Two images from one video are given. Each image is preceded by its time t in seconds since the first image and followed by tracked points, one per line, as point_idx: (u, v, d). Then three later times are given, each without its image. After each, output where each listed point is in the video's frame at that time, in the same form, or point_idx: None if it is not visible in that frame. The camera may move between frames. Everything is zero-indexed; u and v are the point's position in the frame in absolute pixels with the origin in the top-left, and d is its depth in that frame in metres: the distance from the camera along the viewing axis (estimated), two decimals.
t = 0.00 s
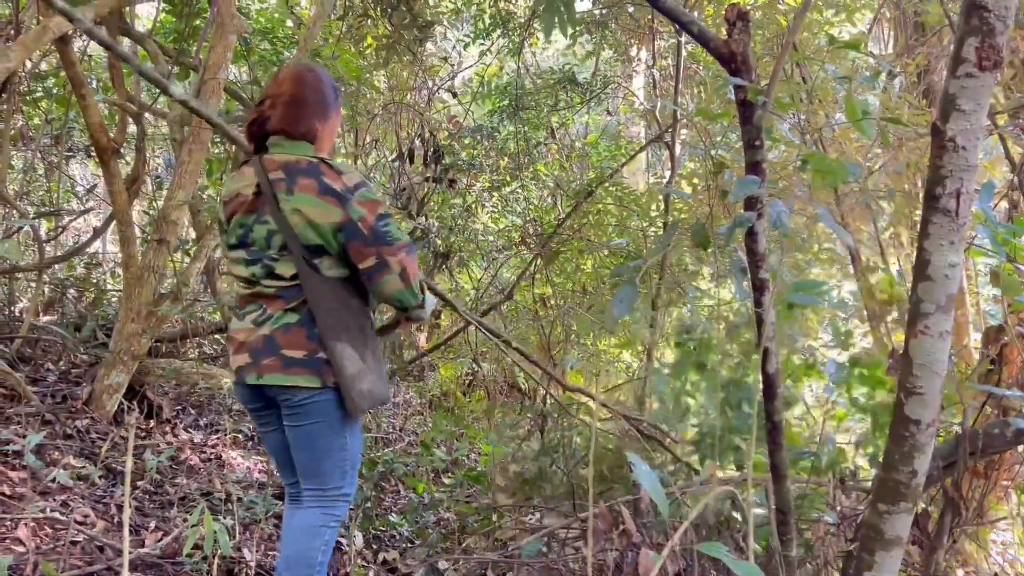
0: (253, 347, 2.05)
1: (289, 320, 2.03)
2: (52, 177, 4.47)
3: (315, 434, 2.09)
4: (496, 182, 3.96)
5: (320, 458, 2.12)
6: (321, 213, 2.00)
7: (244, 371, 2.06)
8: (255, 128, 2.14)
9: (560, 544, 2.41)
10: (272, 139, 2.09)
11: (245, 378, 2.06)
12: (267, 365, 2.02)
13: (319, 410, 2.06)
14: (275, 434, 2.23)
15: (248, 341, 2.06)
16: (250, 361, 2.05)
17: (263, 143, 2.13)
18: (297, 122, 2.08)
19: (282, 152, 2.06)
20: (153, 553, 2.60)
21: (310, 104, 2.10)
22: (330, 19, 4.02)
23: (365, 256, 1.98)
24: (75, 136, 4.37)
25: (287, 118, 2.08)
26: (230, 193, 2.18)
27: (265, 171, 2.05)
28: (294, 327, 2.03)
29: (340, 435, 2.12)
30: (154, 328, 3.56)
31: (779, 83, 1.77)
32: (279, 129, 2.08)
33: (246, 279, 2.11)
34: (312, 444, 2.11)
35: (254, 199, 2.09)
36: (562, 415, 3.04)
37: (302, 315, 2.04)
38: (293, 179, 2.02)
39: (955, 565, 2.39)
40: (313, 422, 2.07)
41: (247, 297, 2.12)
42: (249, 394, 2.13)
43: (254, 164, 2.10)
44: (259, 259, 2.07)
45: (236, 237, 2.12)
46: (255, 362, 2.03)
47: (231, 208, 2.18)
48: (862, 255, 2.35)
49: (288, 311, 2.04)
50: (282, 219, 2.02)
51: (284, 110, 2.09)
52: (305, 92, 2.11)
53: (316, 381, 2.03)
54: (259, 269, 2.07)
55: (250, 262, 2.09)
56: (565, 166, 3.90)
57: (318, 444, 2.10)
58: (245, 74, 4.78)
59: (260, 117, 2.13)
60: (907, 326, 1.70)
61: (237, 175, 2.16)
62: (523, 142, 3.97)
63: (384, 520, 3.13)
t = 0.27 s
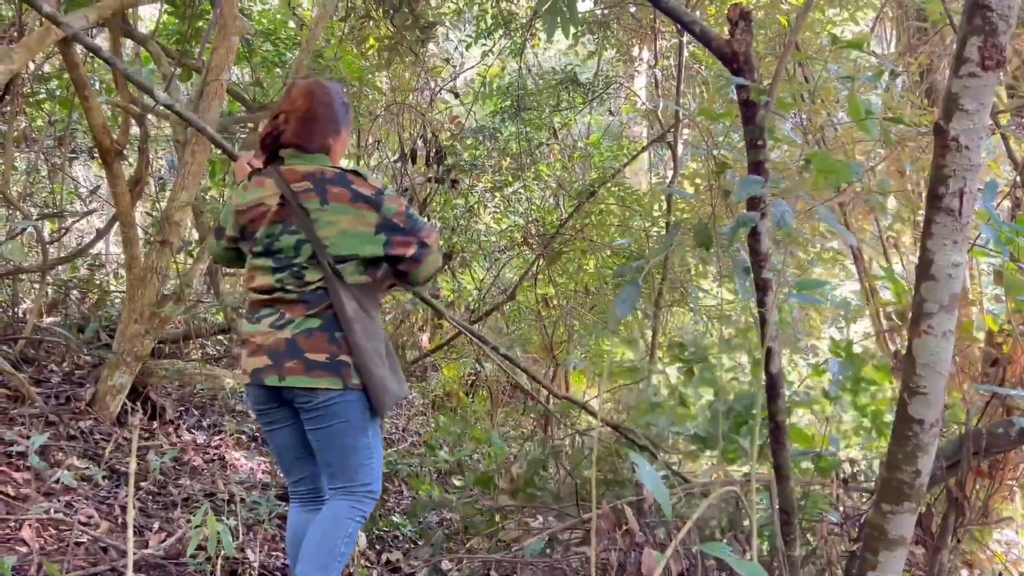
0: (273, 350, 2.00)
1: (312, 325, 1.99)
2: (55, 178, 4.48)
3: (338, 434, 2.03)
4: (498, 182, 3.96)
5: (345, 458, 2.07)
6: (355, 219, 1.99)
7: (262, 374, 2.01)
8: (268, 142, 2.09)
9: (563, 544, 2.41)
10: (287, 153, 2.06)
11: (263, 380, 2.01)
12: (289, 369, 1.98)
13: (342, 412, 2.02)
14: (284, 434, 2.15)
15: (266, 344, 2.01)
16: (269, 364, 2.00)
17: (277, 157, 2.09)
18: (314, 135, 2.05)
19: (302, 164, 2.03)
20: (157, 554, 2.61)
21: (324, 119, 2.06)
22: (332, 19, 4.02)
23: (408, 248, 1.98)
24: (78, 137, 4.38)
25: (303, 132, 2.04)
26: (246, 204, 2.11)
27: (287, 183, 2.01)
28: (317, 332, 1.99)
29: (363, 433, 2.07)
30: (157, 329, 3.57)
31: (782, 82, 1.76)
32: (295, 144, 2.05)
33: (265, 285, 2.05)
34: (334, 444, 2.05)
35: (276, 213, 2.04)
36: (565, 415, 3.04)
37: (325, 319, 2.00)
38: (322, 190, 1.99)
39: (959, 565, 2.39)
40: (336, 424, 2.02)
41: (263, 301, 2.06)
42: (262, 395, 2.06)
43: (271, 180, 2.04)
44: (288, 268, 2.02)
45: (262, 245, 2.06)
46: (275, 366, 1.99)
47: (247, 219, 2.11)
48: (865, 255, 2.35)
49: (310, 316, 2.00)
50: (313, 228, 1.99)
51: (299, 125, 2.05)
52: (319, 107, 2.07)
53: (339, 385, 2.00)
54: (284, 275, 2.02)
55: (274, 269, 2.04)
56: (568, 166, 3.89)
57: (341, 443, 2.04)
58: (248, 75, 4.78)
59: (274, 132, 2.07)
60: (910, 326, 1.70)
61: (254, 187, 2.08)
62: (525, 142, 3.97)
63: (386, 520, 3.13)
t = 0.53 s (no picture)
0: (285, 355, 1.94)
1: (327, 329, 1.95)
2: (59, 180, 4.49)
3: (362, 429, 2.02)
4: (501, 183, 3.96)
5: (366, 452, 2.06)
6: (359, 220, 1.99)
7: (274, 378, 1.95)
8: (272, 151, 2.07)
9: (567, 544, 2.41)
10: (291, 160, 2.04)
11: (276, 385, 1.94)
12: (306, 373, 1.94)
13: (366, 410, 2.01)
14: (293, 434, 2.06)
15: (277, 349, 1.94)
16: (282, 369, 1.94)
17: (281, 165, 2.07)
18: (319, 143, 2.04)
19: (307, 169, 2.01)
20: (161, 555, 2.61)
21: (329, 128, 2.05)
22: (335, 20, 4.03)
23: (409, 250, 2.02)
24: (82, 139, 4.38)
25: (308, 139, 2.02)
26: (245, 208, 2.03)
27: (292, 186, 1.98)
28: (331, 335, 1.95)
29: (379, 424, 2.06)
30: (161, 331, 3.57)
31: (785, 82, 1.75)
32: (300, 152, 2.03)
33: (270, 289, 1.98)
34: (356, 440, 2.03)
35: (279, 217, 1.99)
36: (568, 416, 3.04)
37: (340, 323, 1.96)
38: (328, 191, 1.97)
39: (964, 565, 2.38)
40: (361, 420, 2.01)
41: (267, 305, 1.99)
42: (277, 396, 1.99)
43: (275, 183, 2.00)
44: (295, 268, 1.96)
45: (267, 247, 1.98)
46: (290, 370, 1.93)
47: (245, 223, 2.04)
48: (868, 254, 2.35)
49: (322, 320, 1.95)
50: (318, 227, 1.96)
51: (303, 134, 2.03)
52: (323, 116, 2.05)
53: (358, 387, 1.97)
54: (292, 276, 1.96)
55: (281, 271, 1.97)
56: (571, 166, 3.90)
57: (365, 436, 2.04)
58: (250, 76, 4.79)
59: (279, 140, 2.06)
60: (915, 325, 1.70)
61: (256, 192, 2.02)
62: (528, 142, 3.97)
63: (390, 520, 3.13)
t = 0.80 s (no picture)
0: (288, 352, 1.93)
1: (329, 326, 1.93)
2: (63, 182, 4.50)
3: (365, 429, 2.01)
4: (504, 184, 3.96)
5: (374, 451, 2.06)
6: (366, 217, 1.99)
7: (277, 376, 1.94)
8: (279, 156, 2.09)
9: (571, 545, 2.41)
10: (298, 163, 2.05)
11: (279, 382, 1.94)
12: (307, 370, 1.92)
13: (369, 410, 1.99)
14: (297, 434, 2.06)
15: (280, 346, 1.94)
16: (285, 366, 1.94)
17: (288, 169, 2.08)
18: (324, 149, 2.04)
19: (314, 170, 2.02)
20: (166, 556, 2.61)
21: (335, 132, 2.05)
22: (338, 21, 4.03)
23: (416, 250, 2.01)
24: (86, 140, 4.39)
25: (314, 143, 2.03)
26: (254, 210, 2.05)
27: (299, 186, 1.99)
28: (333, 332, 1.93)
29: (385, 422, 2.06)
30: (166, 332, 3.57)
31: (789, 81, 1.74)
32: (306, 154, 2.04)
33: (278, 285, 1.98)
34: (362, 439, 2.03)
35: (286, 217, 1.99)
36: (572, 416, 3.03)
37: (342, 320, 1.94)
38: (336, 189, 1.99)
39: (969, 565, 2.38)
40: (364, 420, 2.00)
41: (273, 303, 1.99)
42: (280, 395, 1.98)
43: (283, 184, 2.02)
44: (301, 264, 1.96)
45: (274, 244, 1.99)
46: (292, 367, 1.92)
47: (254, 225, 2.05)
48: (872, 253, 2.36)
49: (324, 317, 1.93)
50: (324, 223, 1.96)
51: (309, 137, 2.04)
52: (329, 120, 2.06)
53: (359, 384, 1.94)
54: (299, 271, 1.96)
55: (288, 268, 1.98)
56: (574, 166, 3.90)
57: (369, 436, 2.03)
58: (254, 78, 4.80)
59: (287, 145, 2.08)
60: (919, 325, 1.70)
61: (264, 194, 2.04)
62: (531, 142, 3.97)
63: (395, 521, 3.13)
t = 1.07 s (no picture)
0: (313, 347, 1.93)
1: (355, 324, 1.95)
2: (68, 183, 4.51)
3: (372, 431, 2.01)
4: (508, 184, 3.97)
5: (377, 458, 2.04)
6: (387, 218, 2.03)
7: (300, 370, 1.93)
8: (294, 158, 2.10)
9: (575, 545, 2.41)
10: (314, 165, 2.05)
11: (302, 377, 1.93)
12: (333, 365, 1.93)
13: (380, 410, 2.00)
14: (303, 434, 2.06)
15: (303, 342, 1.94)
16: (308, 361, 1.93)
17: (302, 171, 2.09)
18: (340, 153, 2.05)
19: (331, 171, 2.04)
20: (172, 556, 2.62)
21: (348, 137, 2.06)
22: (342, 22, 4.04)
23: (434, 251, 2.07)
24: (90, 142, 4.41)
25: (330, 146, 2.04)
26: (269, 209, 2.03)
27: (318, 185, 2.00)
28: (360, 330, 1.95)
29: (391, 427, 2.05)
30: (170, 333, 3.58)
31: (793, 81, 1.74)
32: (322, 157, 2.04)
33: (299, 283, 1.96)
34: (367, 442, 2.02)
35: (306, 217, 1.99)
36: (576, 416, 3.04)
37: (367, 318, 1.97)
38: (357, 189, 2.01)
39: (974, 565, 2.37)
40: (373, 421, 2.00)
41: (292, 299, 1.97)
42: (295, 393, 1.98)
43: (300, 185, 2.02)
44: (326, 262, 1.96)
45: (295, 243, 1.97)
46: (317, 362, 1.93)
47: (270, 224, 2.04)
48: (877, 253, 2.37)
49: (350, 314, 1.95)
50: (347, 223, 1.98)
51: (324, 141, 2.05)
52: (343, 123, 2.06)
53: (383, 381, 1.97)
54: (324, 269, 1.96)
55: (310, 266, 1.97)
56: (577, 166, 3.90)
57: (374, 440, 2.02)
58: (258, 79, 4.80)
59: (301, 148, 2.09)
60: (924, 324, 1.70)
61: (279, 194, 2.02)
62: (534, 142, 3.98)
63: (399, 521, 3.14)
